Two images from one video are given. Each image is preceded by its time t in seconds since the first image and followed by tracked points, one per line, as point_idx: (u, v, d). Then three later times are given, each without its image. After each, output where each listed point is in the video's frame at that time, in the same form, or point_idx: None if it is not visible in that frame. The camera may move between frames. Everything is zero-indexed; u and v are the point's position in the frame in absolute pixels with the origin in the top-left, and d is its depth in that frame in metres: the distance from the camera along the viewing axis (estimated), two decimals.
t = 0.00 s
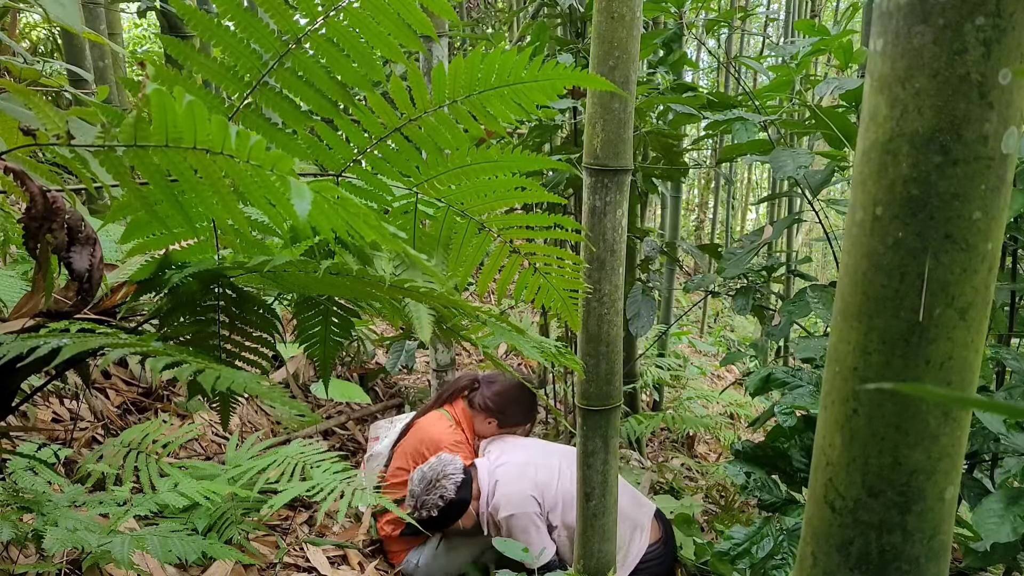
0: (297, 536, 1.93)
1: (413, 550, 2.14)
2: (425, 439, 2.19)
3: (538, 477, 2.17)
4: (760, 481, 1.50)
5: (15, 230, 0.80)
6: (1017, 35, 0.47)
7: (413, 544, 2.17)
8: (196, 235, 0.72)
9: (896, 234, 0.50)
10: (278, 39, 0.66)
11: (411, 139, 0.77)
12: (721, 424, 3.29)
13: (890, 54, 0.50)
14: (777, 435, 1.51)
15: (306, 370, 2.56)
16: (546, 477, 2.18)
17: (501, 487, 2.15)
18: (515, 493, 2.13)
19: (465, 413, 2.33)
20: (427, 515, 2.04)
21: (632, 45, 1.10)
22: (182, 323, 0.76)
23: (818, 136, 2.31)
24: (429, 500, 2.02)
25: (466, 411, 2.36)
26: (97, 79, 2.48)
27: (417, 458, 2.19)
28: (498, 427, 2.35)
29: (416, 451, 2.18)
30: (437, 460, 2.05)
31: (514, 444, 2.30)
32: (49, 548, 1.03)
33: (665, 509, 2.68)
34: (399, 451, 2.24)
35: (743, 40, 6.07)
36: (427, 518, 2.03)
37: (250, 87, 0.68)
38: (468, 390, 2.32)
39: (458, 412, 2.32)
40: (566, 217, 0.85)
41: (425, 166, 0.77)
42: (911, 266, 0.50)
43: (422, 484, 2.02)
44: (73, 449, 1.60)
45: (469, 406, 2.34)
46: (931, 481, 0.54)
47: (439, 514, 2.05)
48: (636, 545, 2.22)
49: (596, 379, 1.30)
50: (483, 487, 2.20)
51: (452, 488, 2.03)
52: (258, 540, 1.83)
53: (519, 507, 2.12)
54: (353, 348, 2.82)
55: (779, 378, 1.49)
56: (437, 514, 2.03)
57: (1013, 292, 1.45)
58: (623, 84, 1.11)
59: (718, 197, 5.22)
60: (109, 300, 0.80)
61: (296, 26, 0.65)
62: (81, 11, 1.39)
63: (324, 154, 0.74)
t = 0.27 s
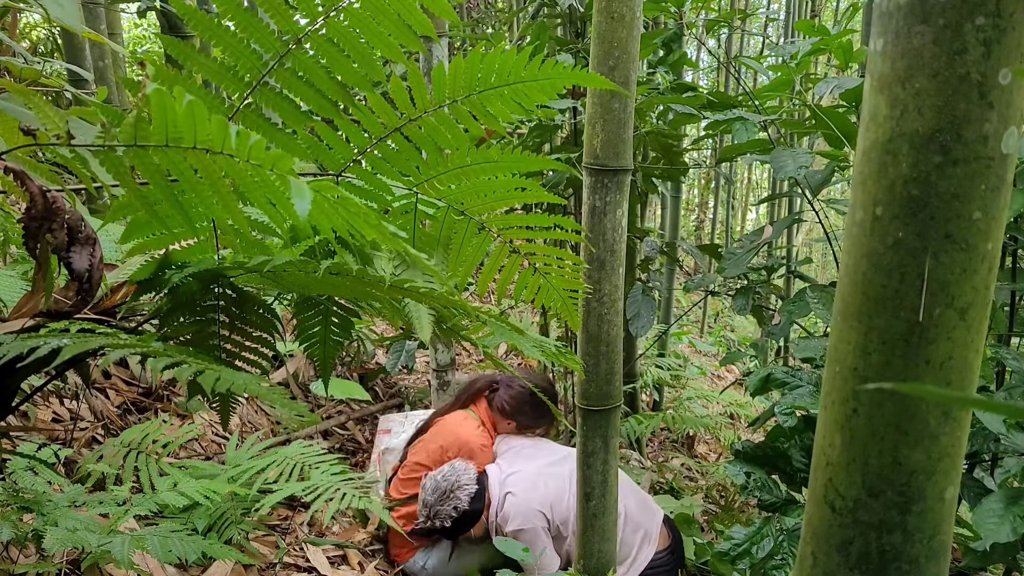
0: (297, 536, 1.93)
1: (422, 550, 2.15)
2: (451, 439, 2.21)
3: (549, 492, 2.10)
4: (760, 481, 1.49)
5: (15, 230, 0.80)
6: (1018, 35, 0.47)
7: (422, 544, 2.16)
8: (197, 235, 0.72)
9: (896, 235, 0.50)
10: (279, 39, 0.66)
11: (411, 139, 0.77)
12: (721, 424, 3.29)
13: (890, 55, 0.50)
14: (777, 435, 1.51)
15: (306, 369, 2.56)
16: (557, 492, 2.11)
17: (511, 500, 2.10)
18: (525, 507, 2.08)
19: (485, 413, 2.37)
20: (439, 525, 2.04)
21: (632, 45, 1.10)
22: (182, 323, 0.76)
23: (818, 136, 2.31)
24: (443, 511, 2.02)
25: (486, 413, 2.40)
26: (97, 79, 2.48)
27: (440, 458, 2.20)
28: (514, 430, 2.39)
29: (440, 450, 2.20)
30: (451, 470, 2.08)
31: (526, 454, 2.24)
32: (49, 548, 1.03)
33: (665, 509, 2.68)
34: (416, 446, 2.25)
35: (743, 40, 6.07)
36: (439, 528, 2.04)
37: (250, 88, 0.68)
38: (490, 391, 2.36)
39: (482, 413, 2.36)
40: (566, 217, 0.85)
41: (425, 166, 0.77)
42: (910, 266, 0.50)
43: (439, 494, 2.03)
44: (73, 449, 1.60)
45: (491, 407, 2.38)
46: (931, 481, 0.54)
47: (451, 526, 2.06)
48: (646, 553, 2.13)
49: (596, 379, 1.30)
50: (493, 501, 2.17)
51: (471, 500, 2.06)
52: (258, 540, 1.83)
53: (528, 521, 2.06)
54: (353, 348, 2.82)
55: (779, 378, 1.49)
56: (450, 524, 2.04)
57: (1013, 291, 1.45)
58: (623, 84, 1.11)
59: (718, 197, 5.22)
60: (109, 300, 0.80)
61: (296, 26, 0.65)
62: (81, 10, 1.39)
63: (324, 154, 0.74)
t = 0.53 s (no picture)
0: (297, 536, 1.93)
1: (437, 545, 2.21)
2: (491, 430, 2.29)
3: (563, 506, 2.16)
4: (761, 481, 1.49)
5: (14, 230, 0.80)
6: (1018, 35, 0.47)
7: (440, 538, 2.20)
8: (196, 235, 0.72)
9: (897, 235, 0.50)
10: (279, 39, 0.66)
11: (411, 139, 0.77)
12: (721, 424, 3.29)
13: (890, 55, 0.50)
14: (777, 436, 1.51)
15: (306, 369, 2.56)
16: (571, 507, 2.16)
17: (527, 510, 2.17)
18: (538, 520, 2.15)
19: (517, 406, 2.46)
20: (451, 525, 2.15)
21: (632, 45, 1.10)
22: (182, 323, 0.76)
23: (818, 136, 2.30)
24: (456, 513, 2.13)
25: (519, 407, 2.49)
26: (97, 79, 2.49)
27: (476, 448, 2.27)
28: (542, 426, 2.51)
29: (477, 439, 2.27)
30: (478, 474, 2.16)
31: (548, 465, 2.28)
32: (49, 548, 1.03)
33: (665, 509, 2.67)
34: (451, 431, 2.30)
35: (742, 40, 6.07)
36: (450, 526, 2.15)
37: (250, 88, 0.68)
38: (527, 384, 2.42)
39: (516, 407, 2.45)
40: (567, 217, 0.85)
41: (425, 166, 0.77)
42: (910, 266, 0.50)
43: (458, 495, 2.12)
44: (73, 449, 1.60)
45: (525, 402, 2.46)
46: (931, 481, 0.54)
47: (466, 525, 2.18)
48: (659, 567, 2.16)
49: (596, 379, 1.30)
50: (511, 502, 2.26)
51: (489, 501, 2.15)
52: (258, 540, 1.83)
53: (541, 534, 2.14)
54: (353, 347, 2.82)
55: (779, 378, 1.49)
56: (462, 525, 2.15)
57: (1013, 291, 1.45)
58: (623, 84, 1.11)
59: (718, 197, 5.21)
60: (108, 300, 0.80)
61: (296, 26, 0.65)
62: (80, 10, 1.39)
63: (324, 154, 0.74)
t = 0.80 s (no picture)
0: (297, 536, 1.93)
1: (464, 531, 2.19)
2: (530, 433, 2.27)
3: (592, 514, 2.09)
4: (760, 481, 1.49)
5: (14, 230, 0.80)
6: (1017, 35, 0.47)
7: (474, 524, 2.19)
8: (196, 235, 0.72)
9: (897, 235, 0.50)
10: (279, 39, 0.66)
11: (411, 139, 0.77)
12: (721, 424, 3.29)
13: (890, 55, 0.50)
14: (777, 436, 1.51)
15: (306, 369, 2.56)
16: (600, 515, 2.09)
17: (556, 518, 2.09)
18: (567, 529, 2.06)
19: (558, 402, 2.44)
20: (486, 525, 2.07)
21: (632, 45, 1.10)
22: (182, 323, 0.76)
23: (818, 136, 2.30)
24: (490, 514, 2.04)
25: (558, 400, 2.47)
26: (97, 79, 2.49)
27: (511, 447, 2.24)
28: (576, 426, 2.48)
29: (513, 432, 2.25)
30: (507, 473, 2.08)
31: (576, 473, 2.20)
32: (49, 548, 1.04)
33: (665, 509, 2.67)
34: (489, 422, 2.28)
35: (742, 39, 6.07)
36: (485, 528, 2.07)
37: (250, 88, 0.68)
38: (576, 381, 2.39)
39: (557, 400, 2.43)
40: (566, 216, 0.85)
41: (425, 166, 0.77)
42: (910, 266, 0.50)
43: (490, 494, 2.04)
44: (73, 449, 1.60)
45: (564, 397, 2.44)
46: (931, 481, 0.54)
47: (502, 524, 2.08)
48: None
49: (597, 379, 1.30)
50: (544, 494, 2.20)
51: (523, 496, 2.06)
52: (258, 540, 1.83)
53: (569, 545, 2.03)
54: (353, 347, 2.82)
55: (779, 378, 1.49)
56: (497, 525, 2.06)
57: (1013, 292, 1.45)
58: (623, 84, 1.11)
59: (718, 197, 5.21)
60: (109, 300, 0.80)
61: (296, 26, 0.65)
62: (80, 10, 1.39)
63: (324, 154, 0.74)
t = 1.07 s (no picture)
0: (297, 536, 1.93)
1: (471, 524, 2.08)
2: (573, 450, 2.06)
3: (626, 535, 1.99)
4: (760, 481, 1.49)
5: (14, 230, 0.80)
6: (1018, 35, 0.47)
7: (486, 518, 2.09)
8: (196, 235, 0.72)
9: (896, 234, 0.50)
10: (278, 39, 0.66)
11: (411, 138, 0.77)
12: (720, 424, 3.29)
13: (889, 54, 0.50)
14: (777, 436, 1.51)
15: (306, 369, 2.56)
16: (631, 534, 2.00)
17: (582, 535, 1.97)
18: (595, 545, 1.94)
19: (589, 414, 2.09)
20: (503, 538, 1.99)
21: (632, 45, 1.10)
22: (182, 322, 0.76)
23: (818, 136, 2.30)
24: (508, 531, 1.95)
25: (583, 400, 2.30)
26: (97, 79, 2.49)
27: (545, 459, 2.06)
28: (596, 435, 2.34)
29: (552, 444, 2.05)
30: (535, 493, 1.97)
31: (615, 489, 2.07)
32: (49, 548, 1.03)
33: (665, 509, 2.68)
34: (534, 428, 2.06)
35: (743, 39, 6.07)
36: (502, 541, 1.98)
37: (250, 88, 0.68)
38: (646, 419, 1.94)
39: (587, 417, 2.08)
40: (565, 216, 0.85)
41: (425, 165, 0.77)
42: (910, 266, 0.50)
43: (512, 515, 1.94)
44: (73, 449, 1.60)
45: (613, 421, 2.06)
46: (931, 481, 0.54)
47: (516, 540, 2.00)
48: None
49: (596, 379, 1.30)
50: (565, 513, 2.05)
51: (545, 521, 1.98)
52: (257, 540, 1.83)
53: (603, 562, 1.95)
54: (352, 347, 2.82)
55: (779, 378, 1.49)
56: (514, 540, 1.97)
57: (1013, 292, 1.45)
58: (623, 84, 1.11)
59: (718, 197, 5.20)
60: (108, 299, 0.80)
61: (296, 26, 0.65)
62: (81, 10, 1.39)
63: (324, 154, 0.74)
